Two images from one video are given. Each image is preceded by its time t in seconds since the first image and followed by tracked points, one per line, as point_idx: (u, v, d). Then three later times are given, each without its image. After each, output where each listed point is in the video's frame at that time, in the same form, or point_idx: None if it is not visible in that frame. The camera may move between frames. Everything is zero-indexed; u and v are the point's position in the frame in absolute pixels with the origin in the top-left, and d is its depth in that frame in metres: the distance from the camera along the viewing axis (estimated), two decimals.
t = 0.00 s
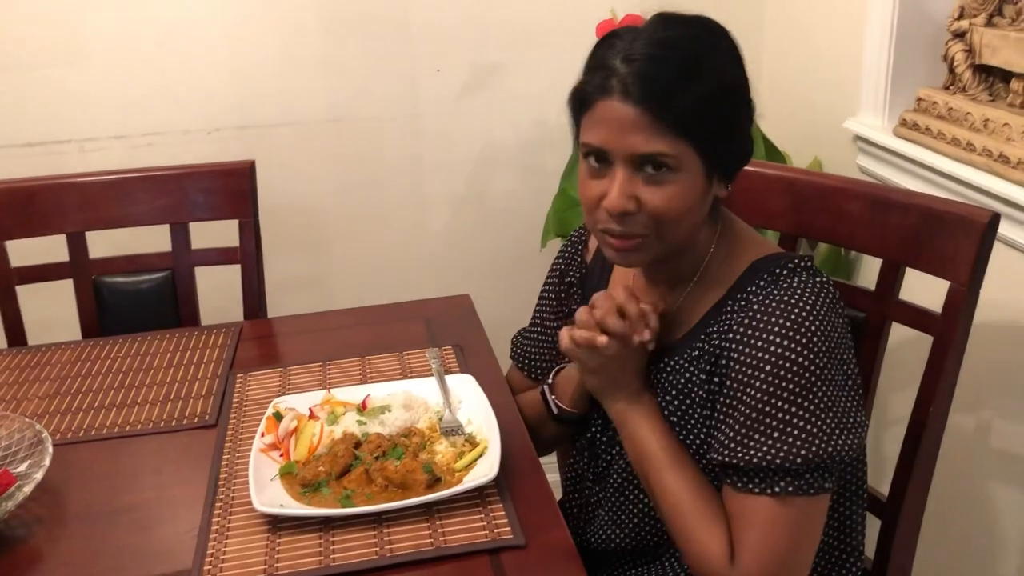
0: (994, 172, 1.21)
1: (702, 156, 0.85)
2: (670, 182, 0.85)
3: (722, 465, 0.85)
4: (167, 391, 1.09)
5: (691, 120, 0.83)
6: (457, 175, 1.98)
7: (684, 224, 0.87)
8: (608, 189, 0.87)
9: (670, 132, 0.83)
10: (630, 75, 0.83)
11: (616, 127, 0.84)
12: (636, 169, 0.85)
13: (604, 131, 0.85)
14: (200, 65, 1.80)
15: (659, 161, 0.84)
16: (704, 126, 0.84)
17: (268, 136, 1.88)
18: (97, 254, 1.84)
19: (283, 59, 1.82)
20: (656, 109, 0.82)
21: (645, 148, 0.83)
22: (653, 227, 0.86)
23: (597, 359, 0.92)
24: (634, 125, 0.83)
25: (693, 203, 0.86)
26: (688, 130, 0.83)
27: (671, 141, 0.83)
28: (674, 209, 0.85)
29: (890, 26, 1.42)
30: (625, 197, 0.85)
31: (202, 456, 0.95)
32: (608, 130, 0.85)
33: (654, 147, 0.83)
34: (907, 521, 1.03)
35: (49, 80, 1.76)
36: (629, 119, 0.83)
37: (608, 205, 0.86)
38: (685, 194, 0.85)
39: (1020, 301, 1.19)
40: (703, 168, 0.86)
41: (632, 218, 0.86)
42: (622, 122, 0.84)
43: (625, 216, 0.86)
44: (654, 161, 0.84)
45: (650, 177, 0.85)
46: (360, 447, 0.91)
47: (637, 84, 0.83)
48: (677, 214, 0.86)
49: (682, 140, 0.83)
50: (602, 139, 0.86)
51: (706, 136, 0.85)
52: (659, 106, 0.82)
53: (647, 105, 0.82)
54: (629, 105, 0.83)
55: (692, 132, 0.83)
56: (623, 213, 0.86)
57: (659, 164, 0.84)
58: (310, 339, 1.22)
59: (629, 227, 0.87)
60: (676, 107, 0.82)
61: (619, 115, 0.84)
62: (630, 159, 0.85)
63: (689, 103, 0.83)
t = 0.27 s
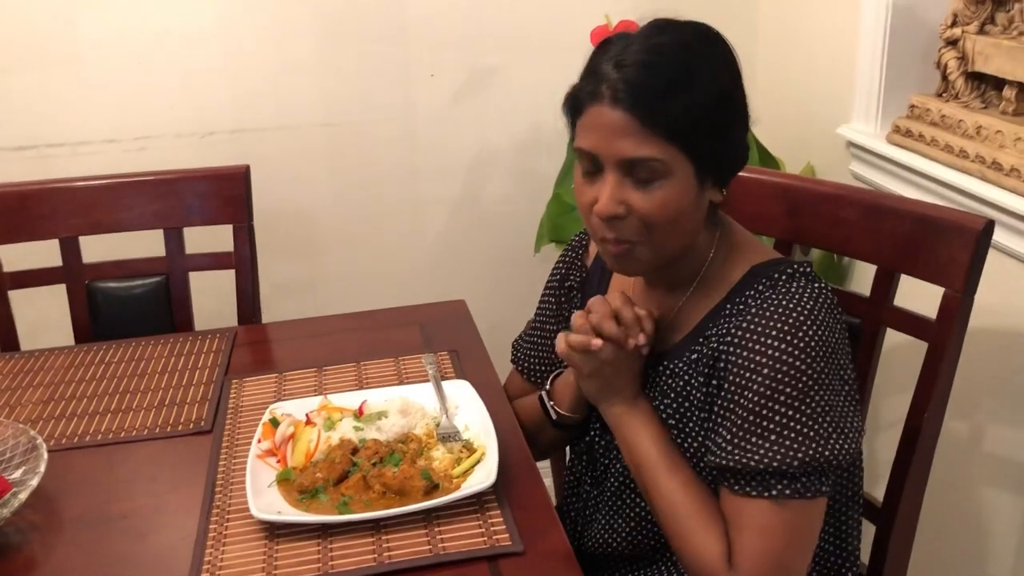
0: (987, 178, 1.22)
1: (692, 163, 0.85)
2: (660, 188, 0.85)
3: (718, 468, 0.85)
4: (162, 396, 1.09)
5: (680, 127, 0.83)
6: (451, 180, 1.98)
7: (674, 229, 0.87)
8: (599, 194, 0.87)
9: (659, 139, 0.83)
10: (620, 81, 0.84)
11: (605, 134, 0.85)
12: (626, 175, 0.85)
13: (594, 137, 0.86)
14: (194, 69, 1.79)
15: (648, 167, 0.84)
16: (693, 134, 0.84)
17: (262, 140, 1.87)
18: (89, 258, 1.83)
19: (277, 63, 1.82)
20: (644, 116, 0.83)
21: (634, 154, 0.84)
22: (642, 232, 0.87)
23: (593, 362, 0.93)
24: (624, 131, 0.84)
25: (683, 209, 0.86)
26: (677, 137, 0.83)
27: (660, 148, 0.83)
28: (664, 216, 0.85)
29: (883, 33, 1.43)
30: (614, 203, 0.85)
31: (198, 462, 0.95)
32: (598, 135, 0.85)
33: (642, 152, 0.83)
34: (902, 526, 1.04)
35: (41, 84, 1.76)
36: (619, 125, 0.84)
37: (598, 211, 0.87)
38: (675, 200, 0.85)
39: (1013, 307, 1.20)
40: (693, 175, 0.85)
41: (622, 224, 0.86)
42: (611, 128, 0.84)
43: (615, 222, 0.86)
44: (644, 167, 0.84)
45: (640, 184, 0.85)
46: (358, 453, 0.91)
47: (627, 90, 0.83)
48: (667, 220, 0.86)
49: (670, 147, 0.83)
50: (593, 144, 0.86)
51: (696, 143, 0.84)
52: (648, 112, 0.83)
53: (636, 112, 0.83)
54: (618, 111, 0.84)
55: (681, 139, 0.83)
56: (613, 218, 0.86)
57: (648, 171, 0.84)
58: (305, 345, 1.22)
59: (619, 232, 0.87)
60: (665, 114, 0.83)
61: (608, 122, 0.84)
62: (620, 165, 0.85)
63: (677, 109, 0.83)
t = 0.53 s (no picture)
0: (981, 183, 1.23)
1: (665, 164, 0.84)
2: (626, 183, 0.85)
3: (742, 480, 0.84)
4: (155, 399, 1.08)
5: (651, 126, 0.83)
6: (445, 182, 1.98)
7: (642, 225, 0.87)
8: (573, 185, 0.90)
9: (630, 137, 0.84)
10: (603, 79, 0.85)
11: (582, 127, 0.86)
12: (598, 168, 0.87)
13: (572, 129, 0.88)
14: (187, 70, 1.79)
15: (614, 161, 0.85)
16: (665, 135, 0.83)
17: (255, 141, 1.87)
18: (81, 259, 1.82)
19: (271, 65, 1.82)
20: (615, 112, 0.84)
21: (601, 147, 0.85)
22: (610, 226, 0.87)
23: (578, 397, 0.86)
24: (594, 126, 0.85)
25: (653, 207, 0.86)
26: (648, 137, 0.83)
27: (627, 144, 0.84)
28: (629, 211, 0.86)
29: (876, 39, 1.43)
30: (583, 194, 0.87)
31: (193, 465, 0.94)
32: (575, 128, 0.87)
33: (611, 146, 0.84)
34: (897, 529, 1.04)
35: (33, 84, 1.75)
36: (590, 119, 0.85)
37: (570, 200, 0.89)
38: (639, 196, 0.85)
39: (1005, 311, 1.20)
40: (664, 175, 0.85)
41: (591, 215, 0.88)
42: (585, 122, 0.86)
43: (585, 212, 0.88)
44: (610, 162, 0.85)
45: (609, 178, 0.86)
46: (354, 456, 0.91)
47: (602, 87, 0.84)
48: (633, 216, 0.86)
49: (638, 145, 0.84)
50: (572, 136, 0.89)
51: (674, 146, 0.84)
52: (618, 109, 0.83)
53: (607, 108, 0.84)
54: (595, 107, 0.85)
55: (650, 138, 0.83)
56: (583, 209, 0.88)
57: (615, 165, 0.85)
58: (299, 347, 1.22)
59: (589, 223, 0.89)
60: (638, 112, 0.83)
61: (585, 116, 0.86)
62: (591, 157, 0.87)
63: (650, 109, 0.83)
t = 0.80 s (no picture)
0: (976, 183, 1.24)
1: (679, 155, 0.86)
2: (641, 171, 0.86)
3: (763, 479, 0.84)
4: (155, 397, 1.08)
5: (664, 115, 0.84)
6: (442, 182, 1.99)
7: (654, 215, 0.88)
8: (583, 176, 0.90)
9: (645, 126, 0.85)
10: (619, 69, 0.86)
11: (597, 115, 0.87)
12: (610, 158, 0.87)
13: (584, 120, 0.88)
14: (184, 70, 1.79)
15: (629, 150, 0.86)
16: (679, 125, 0.85)
17: (252, 141, 1.87)
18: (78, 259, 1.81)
19: (268, 65, 1.82)
20: (631, 102, 0.85)
21: (616, 136, 0.86)
22: (622, 215, 0.88)
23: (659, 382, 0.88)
24: (610, 115, 0.86)
25: (665, 196, 0.87)
26: (661, 126, 0.85)
27: (643, 133, 0.85)
28: (644, 200, 0.86)
29: (872, 40, 1.44)
30: (595, 183, 0.88)
31: (194, 463, 0.95)
32: (588, 118, 0.88)
33: (628, 134, 0.85)
34: (894, 526, 1.05)
35: (29, 83, 1.74)
36: (605, 109, 0.86)
37: (582, 190, 0.89)
38: (655, 185, 0.86)
39: (1001, 310, 1.21)
40: (677, 165, 0.86)
41: (603, 205, 0.88)
42: (599, 112, 0.87)
43: (596, 202, 0.88)
44: (626, 150, 0.86)
45: (622, 167, 0.87)
46: (356, 453, 0.91)
47: (617, 77, 0.85)
48: (647, 205, 0.87)
49: (653, 134, 0.85)
50: (583, 127, 0.89)
51: (688, 138, 0.85)
52: (634, 98, 0.84)
53: (622, 97, 0.85)
54: (611, 96, 0.86)
55: (664, 128, 0.85)
56: (594, 199, 0.88)
57: (630, 154, 0.86)
58: (299, 346, 1.22)
59: (600, 213, 0.89)
60: (654, 103, 0.84)
61: (600, 105, 0.87)
62: (604, 147, 0.87)
63: (664, 99, 0.84)
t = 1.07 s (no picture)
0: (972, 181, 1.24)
1: (704, 150, 0.87)
2: (674, 168, 0.86)
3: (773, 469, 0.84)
4: (155, 397, 1.08)
5: (693, 110, 0.85)
6: (439, 181, 1.99)
7: (682, 213, 0.88)
8: (610, 174, 0.88)
9: (674, 121, 0.85)
10: (640, 63, 0.86)
11: (625, 111, 0.86)
12: (639, 155, 0.87)
13: (612, 117, 0.87)
14: (180, 71, 1.79)
15: (663, 146, 0.86)
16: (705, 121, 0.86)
17: (249, 142, 1.87)
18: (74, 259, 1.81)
19: (264, 65, 1.82)
20: (662, 96, 0.85)
21: (650, 132, 0.85)
22: (652, 212, 0.87)
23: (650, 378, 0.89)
24: (642, 111, 0.86)
25: (693, 192, 0.88)
26: (690, 121, 0.85)
27: (676, 128, 0.85)
28: (676, 197, 0.86)
29: (867, 39, 1.45)
30: (627, 181, 0.87)
31: (194, 463, 0.95)
32: (617, 115, 0.87)
33: (661, 131, 0.85)
34: (893, 522, 1.05)
35: (25, 84, 1.74)
36: (637, 104, 0.86)
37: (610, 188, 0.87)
38: (687, 183, 0.87)
39: (997, 308, 1.22)
40: (703, 161, 0.87)
41: (633, 204, 0.87)
42: (630, 108, 0.86)
43: (626, 200, 0.87)
44: (658, 147, 0.86)
45: (653, 164, 0.87)
46: (357, 452, 0.91)
47: (646, 71, 0.85)
48: (679, 202, 0.87)
49: (683, 129, 0.85)
50: (610, 123, 0.88)
51: (708, 132, 0.86)
52: (666, 93, 0.85)
53: (654, 91, 0.85)
54: (638, 91, 0.85)
55: (693, 123, 0.85)
56: (625, 197, 0.87)
57: (662, 150, 0.86)
58: (297, 346, 1.22)
59: (629, 212, 0.88)
60: (679, 97, 0.85)
61: (626, 100, 0.86)
62: (635, 144, 0.87)
63: (693, 94, 0.85)
